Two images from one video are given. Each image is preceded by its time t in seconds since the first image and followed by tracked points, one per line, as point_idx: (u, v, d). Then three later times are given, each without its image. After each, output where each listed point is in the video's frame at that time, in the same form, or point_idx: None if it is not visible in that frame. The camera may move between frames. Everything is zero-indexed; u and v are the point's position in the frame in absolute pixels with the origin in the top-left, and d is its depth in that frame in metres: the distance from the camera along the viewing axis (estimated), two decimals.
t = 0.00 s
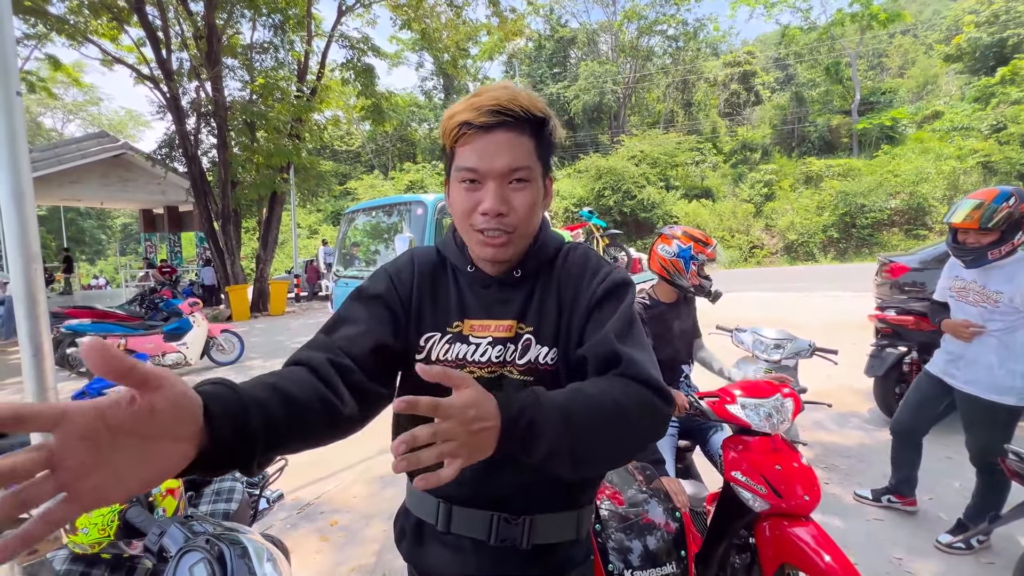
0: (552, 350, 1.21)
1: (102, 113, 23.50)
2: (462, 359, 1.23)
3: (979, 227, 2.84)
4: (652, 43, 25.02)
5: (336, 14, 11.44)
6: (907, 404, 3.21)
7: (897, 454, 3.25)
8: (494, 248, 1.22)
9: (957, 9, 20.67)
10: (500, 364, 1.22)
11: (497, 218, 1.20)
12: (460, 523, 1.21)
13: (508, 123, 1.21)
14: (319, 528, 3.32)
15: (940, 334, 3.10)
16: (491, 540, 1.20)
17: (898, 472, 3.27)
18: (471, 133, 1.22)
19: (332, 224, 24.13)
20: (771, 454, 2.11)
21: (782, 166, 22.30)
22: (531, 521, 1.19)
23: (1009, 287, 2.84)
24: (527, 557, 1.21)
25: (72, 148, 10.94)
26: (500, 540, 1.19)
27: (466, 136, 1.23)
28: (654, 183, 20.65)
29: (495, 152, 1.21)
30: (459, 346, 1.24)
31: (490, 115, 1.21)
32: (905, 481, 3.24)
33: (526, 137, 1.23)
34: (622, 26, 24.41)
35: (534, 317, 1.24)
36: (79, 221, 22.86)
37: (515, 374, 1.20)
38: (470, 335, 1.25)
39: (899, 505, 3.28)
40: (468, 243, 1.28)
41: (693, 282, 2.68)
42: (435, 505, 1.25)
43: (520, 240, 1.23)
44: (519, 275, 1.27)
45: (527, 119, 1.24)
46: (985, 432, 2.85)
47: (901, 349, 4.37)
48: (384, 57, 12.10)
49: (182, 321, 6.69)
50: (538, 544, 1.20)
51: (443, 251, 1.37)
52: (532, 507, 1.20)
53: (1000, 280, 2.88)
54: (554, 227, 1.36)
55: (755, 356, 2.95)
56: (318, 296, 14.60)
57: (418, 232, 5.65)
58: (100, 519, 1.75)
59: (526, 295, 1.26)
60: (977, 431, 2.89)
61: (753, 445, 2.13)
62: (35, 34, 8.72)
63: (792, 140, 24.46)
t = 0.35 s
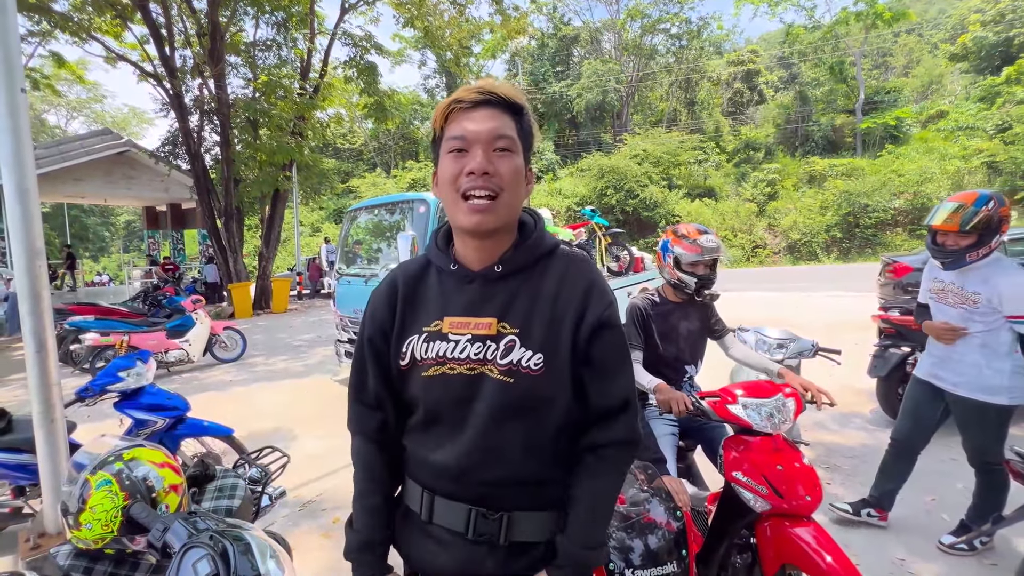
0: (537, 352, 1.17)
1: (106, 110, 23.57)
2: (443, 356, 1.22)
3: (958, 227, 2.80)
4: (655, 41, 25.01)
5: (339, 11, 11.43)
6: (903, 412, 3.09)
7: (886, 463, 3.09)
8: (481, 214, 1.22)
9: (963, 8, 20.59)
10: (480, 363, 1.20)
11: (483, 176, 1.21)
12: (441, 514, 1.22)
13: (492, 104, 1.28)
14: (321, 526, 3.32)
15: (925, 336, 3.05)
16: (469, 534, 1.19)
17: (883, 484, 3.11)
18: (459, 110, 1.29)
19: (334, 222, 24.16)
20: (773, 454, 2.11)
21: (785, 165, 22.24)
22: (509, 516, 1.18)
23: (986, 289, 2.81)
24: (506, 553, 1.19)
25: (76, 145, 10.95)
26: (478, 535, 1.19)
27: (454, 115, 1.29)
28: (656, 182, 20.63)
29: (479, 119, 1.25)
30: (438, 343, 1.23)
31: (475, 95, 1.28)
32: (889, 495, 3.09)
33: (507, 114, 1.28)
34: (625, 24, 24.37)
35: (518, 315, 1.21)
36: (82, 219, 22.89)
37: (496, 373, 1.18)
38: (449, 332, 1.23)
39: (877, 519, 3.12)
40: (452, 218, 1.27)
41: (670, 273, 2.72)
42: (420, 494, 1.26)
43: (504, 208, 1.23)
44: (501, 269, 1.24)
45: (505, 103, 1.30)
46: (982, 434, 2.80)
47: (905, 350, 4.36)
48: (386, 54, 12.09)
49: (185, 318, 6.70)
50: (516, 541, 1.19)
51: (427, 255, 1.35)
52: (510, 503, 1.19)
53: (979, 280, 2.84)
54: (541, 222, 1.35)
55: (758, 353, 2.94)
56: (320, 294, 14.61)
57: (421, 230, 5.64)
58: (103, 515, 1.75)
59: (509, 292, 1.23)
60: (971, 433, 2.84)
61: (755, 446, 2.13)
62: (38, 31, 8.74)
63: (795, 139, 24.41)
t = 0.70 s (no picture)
0: (538, 368, 1.17)
1: (109, 108, 23.65)
2: (451, 370, 1.21)
3: (913, 228, 2.77)
4: (659, 40, 25.01)
5: (343, 10, 11.45)
6: (873, 414, 3.06)
7: (870, 467, 3.07)
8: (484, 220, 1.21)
9: (969, 7, 20.49)
10: (487, 376, 1.19)
11: (488, 180, 1.21)
12: (445, 497, 1.23)
13: (492, 116, 1.30)
14: (324, 523, 3.33)
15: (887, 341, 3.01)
16: (472, 517, 1.20)
17: (874, 490, 3.09)
18: (460, 123, 1.31)
19: (337, 220, 24.21)
20: (776, 454, 2.11)
21: (789, 164, 22.17)
22: (510, 503, 1.19)
23: (944, 285, 2.79)
24: (507, 536, 1.20)
25: (80, 143, 11.00)
26: (480, 517, 1.19)
27: (457, 129, 1.31)
28: (659, 181, 20.61)
29: (484, 130, 1.27)
30: (446, 357, 1.22)
31: (475, 110, 1.30)
32: (881, 500, 3.08)
33: (508, 127, 1.29)
34: (629, 23, 24.36)
35: (522, 328, 1.20)
36: (87, 216, 22.98)
37: (500, 387, 1.18)
38: (457, 347, 1.22)
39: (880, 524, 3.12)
40: (457, 227, 1.26)
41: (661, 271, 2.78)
42: (426, 476, 1.26)
43: (510, 214, 1.22)
44: (506, 285, 1.22)
45: (504, 116, 1.31)
46: (953, 434, 2.78)
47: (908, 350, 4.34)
48: (390, 53, 12.11)
49: (188, 315, 6.72)
50: (517, 526, 1.20)
51: (429, 266, 1.32)
52: (513, 490, 1.19)
53: (934, 279, 2.83)
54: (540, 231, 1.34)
55: (761, 357, 2.88)
56: (324, 293, 14.65)
57: (423, 229, 5.64)
58: (108, 511, 1.76)
59: (512, 304, 1.22)
60: (945, 435, 2.82)
61: (759, 446, 2.13)
62: (44, 29, 8.78)
63: (800, 139, 24.37)
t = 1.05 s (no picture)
0: (559, 389, 1.17)
1: (114, 107, 23.74)
2: (470, 384, 1.21)
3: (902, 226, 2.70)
4: (662, 39, 25.00)
5: (346, 8, 11.46)
6: (870, 414, 3.04)
7: (872, 465, 3.08)
8: (467, 243, 1.16)
9: (975, 6, 20.41)
10: (506, 393, 1.19)
11: (460, 205, 1.16)
12: (457, 503, 1.22)
13: (482, 118, 1.21)
14: (325, 521, 3.35)
15: (873, 339, 2.94)
16: (485, 521, 1.20)
17: (877, 490, 3.09)
18: (452, 131, 1.25)
19: (340, 219, 24.24)
20: (777, 455, 2.12)
21: (792, 164, 22.11)
22: (524, 508, 1.19)
23: (930, 277, 2.79)
24: (520, 540, 1.21)
25: (85, 141, 11.03)
26: (493, 523, 1.19)
27: (456, 133, 1.24)
28: (662, 180, 20.58)
29: (476, 138, 1.19)
30: (464, 371, 1.21)
31: (473, 112, 1.22)
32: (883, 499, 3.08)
33: (508, 129, 1.20)
34: (632, 22, 24.27)
35: (542, 345, 1.19)
36: (92, 214, 23.08)
37: (520, 406, 1.18)
38: (475, 360, 1.21)
39: (882, 524, 3.12)
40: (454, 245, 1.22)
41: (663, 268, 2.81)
42: (435, 482, 1.26)
43: (495, 232, 1.16)
44: (527, 300, 1.20)
45: (506, 113, 1.22)
46: (934, 426, 2.77)
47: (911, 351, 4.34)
48: (393, 52, 12.11)
49: (192, 313, 6.75)
50: (531, 532, 1.20)
51: (444, 269, 1.29)
52: (526, 497, 1.19)
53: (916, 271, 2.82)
54: (560, 235, 1.29)
55: (764, 357, 2.87)
56: (326, 291, 14.68)
57: (426, 228, 5.65)
58: (113, 507, 1.77)
59: (532, 320, 1.20)
60: (930, 427, 2.80)
61: (759, 446, 2.14)
62: (50, 28, 8.81)
63: (804, 138, 24.32)
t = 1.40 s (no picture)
0: (595, 383, 1.13)
1: (119, 106, 23.85)
2: (500, 376, 1.19)
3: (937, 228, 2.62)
4: (666, 39, 24.98)
5: (351, 8, 11.49)
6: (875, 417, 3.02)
7: (876, 466, 3.06)
8: (508, 223, 1.12)
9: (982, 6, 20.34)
10: (538, 389, 1.17)
11: (500, 183, 1.12)
12: (486, 512, 1.20)
13: (525, 84, 1.17)
14: (329, 518, 3.37)
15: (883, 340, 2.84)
16: (516, 534, 1.17)
17: (880, 492, 3.09)
18: (490, 99, 1.20)
19: (344, 219, 24.30)
20: (779, 455, 2.12)
21: (796, 164, 22.06)
22: (559, 520, 1.16)
23: (945, 278, 2.77)
24: (553, 555, 1.18)
25: (91, 141, 11.08)
26: (525, 536, 1.17)
27: (492, 105, 1.19)
28: (666, 181, 20.58)
29: (516, 110, 1.15)
30: (494, 362, 1.20)
31: (510, 79, 1.17)
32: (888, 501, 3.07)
33: (549, 98, 1.15)
34: (636, 22, 24.24)
35: (577, 339, 1.16)
36: (97, 213, 23.18)
37: (552, 403, 1.15)
38: (506, 351, 1.20)
39: (886, 525, 3.13)
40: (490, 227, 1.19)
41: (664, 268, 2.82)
42: (464, 489, 1.25)
43: (537, 217, 1.12)
44: (561, 288, 1.18)
45: (547, 80, 1.17)
46: (946, 427, 2.72)
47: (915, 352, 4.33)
48: (397, 52, 12.13)
49: (196, 312, 6.78)
50: (565, 545, 1.18)
51: (477, 256, 1.29)
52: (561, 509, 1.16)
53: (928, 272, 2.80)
54: (599, 220, 1.26)
55: (767, 358, 2.89)
56: (330, 290, 14.70)
57: (429, 227, 5.66)
58: (119, 502, 1.79)
59: (568, 313, 1.18)
60: (938, 428, 2.74)
61: (762, 446, 2.14)
62: (56, 28, 8.85)
63: (808, 138, 24.31)
